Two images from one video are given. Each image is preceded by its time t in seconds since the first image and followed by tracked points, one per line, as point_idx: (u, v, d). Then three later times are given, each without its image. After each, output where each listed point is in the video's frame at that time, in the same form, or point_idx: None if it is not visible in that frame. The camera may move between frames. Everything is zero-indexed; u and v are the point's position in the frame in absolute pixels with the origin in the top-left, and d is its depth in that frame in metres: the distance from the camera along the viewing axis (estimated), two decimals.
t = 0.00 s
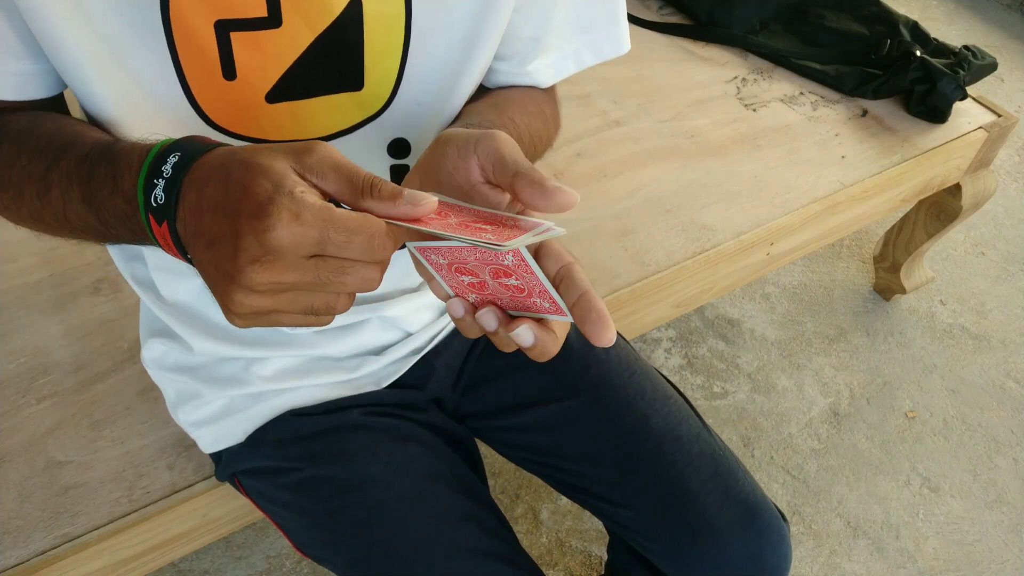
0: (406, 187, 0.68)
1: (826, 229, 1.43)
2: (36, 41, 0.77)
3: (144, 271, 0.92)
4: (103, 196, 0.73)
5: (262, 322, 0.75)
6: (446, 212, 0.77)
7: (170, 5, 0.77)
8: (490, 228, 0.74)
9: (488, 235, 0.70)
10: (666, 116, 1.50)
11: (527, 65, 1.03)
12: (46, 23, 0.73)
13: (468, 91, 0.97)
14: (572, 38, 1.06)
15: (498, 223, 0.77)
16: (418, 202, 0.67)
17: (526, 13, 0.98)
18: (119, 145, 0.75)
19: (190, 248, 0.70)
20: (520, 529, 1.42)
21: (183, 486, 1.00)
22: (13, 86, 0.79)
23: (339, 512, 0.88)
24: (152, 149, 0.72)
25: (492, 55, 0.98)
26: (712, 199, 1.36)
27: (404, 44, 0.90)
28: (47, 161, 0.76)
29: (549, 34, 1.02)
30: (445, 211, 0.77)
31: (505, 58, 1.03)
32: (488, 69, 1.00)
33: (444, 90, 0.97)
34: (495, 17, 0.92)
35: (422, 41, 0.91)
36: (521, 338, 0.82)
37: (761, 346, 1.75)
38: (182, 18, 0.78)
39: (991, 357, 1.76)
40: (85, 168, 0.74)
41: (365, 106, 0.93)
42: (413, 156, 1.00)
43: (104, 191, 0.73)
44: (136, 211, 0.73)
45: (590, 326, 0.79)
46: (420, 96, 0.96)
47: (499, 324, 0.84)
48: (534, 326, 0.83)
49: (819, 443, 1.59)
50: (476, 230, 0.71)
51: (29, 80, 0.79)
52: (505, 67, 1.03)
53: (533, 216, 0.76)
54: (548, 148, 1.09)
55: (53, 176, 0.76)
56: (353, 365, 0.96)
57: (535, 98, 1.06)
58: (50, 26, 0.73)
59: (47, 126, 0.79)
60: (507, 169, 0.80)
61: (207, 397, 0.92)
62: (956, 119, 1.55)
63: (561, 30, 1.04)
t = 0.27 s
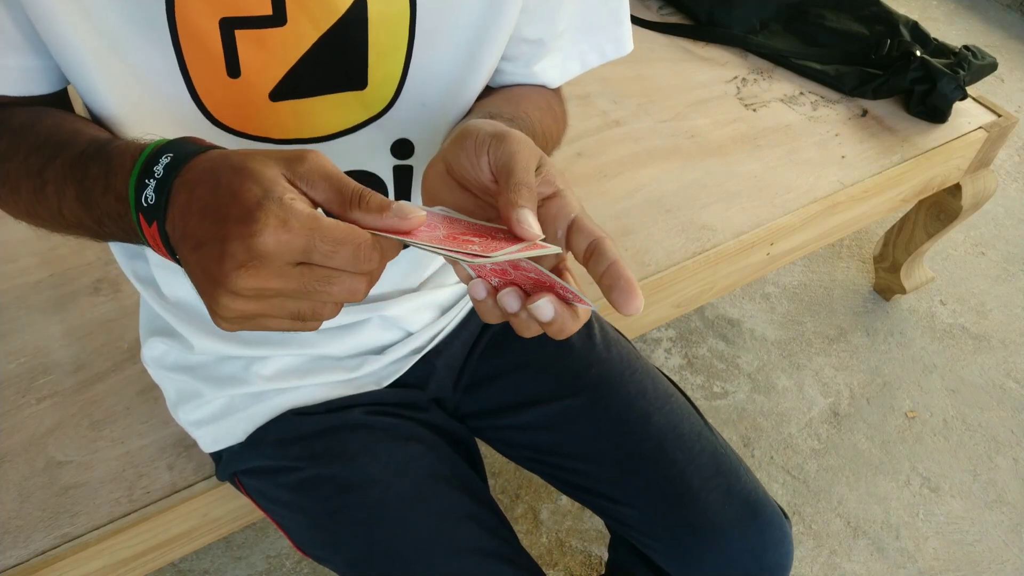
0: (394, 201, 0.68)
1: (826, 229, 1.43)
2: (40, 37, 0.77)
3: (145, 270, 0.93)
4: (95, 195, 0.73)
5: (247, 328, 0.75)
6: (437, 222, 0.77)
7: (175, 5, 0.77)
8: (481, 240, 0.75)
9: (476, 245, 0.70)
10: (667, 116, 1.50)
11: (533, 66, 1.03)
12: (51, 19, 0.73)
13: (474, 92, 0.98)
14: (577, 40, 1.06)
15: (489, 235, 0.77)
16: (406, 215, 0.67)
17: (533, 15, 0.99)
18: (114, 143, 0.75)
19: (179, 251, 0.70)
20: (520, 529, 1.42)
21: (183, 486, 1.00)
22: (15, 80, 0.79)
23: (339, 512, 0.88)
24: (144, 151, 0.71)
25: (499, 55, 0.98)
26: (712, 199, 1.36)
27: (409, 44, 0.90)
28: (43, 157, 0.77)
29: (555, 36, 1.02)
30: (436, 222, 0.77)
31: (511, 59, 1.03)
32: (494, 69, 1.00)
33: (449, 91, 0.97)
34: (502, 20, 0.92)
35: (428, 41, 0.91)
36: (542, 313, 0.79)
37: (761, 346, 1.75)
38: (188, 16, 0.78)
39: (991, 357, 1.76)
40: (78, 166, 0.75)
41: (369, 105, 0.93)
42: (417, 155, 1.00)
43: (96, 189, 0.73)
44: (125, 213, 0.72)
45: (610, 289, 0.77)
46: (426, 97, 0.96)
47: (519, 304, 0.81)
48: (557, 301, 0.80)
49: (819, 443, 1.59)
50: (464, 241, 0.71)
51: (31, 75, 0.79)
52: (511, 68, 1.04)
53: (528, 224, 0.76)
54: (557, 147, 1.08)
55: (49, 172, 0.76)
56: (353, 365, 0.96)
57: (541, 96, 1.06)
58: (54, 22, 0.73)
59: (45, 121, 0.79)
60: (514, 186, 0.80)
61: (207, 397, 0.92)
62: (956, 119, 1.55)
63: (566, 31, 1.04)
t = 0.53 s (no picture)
0: (382, 212, 0.67)
1: (826, 229, 1.43)
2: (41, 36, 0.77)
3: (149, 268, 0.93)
4: (88, 195, 0.73)
5: (233, 333, 0.75)
6: (424, 232, 0.76)
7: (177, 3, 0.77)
8: (469, 247, 0.73)
9: (463, 253, 0.69)
10: (667, 116, 1.50)
11: (536, 65, 1.03)
12: (53, 15, 0.73)
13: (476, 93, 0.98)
14: (578, 41, 1.06)
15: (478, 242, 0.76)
16: (392, 231, 0.66)
17: (535, 15, 0.99)
18: (108, 143, 0.75)
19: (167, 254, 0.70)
20: (520, 529, 1.42)
21: (183, 487, 1.00)
22: (15, 78, 0.79)
23: (339, 512, 0.88)
24: (139, 151, 0.72)
25: (501, 55, 0.98)
26: (712, 199, 1.36)
27: (412, 43, 0.90)
28: (37, 155, 0.76)
29: (557, 37, 1.02)
30: (423, 231, 0.77)
31: (514, 59, 1.03)
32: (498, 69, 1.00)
33: (452, 90, 0.97)
34: (505, 20, 0.93)
35: (431, 40, 0.91)
36: (541, 295, 0.79)
37: (761, 346, 1.75)
38: (190, 15, 0.78)
39: (991, 357, 1.76)
40: (72, 165, 0.74)
41: (371, 106, 0.92)
42: (419, 156, 0.99)
43: (88, 189, 0.73)
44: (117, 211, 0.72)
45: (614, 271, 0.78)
46: (428, 96, 0.96)
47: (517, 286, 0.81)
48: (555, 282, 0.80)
49: (819, 443, 1.59)
50: (449, 250, 0.70)
51: (31, 73, 0.80)
52: (514, 68, 1.03)
53: (512, 228, 0.74)
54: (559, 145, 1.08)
55: (43, 170, 0.76)
56: (353, 365, 0.96)
57: (547, 95, 1.05)
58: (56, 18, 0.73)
59: (44, 117, 0.80)
60: (512, 178, 0.80)
61: (207, 397, 0.92)
62: (956, 119, 1.55)
63: (569, 33, 1.05)
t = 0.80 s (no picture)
0: (362, 230, 0.67)
1: (826, 229, 1.43)
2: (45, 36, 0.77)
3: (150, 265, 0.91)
4: (84, 200, 0.74)
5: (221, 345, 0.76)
6: (405, 246, 0.80)
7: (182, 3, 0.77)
8: (444, 259, 0.76)
9: (431, 270, 0.72)
10: (667, 116, 1.50)
11: (540, 65, 1.03)
12: (57, 15, 0.73)
13: (480, 94, 0.98)
14: (582, 41, 1.06)
15: (456, 249, 0.79)
16: (373, 248, 0.66)
17: (539, 15, 0.99)
18: (106, 147, 0.75)
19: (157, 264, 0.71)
20: (520, 529, 1.42)
21: (183, 487, 1.00)
22: (17, 76, 0.79)
23: (339, 512, 0.88)
24: (135, 155, 0.72)
25: (504, 56, 0.98)
26: (712, 199, 1.36)
27: (416, 44, 0.90)
28: (37, 156, 0.77)
29: (561, 38, 1.02)
30: (404, 245, 0.80)
31: (518, 58, 1.03)
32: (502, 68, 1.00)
33: (457, 91, 0.97)
34: (509, 21, 0.93)
35: (436, 41, 0.91)
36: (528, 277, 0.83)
37: (761, 346, 1.75)
38: (194, 15, 0.78)
39: (990, 357, 1.76)
40: (69, 169, 0.75)
41: (374, 106, 0.92)
42: (422, 157, 0.98)
43: (83, 194, 0.73)
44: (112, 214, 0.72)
45: (613, 262, 0.77)
46: (432, 97, 0.96)
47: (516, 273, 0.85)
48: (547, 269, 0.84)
49: (819, 443, 1.59)
50: (418, 266, 0.72)
51: (33, 71, 0.80)
52: (518, 67, 1.03)
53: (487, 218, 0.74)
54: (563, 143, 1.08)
55: (42, 172, 0.76)
56: (353, 364, 0.96)
57: (552, 93, 1.05)
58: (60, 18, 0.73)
59: (46, 116, 0.80)
60: (507, 167, 0.81)
61: (207, 396, 0.92)
62: (956, 119, 1.55)
63: (573, 32, 1.05)
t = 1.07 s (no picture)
0: (342, 254, 0.66)
1: (826, 229, 1.43)
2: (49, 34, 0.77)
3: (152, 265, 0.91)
4: (89, 215, 0.76)
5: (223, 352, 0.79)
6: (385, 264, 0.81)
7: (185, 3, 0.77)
8: (422, 282, 0.78)
9: (404, 294, 0.73)
10: (667, 117, 1.50)
11: (542, 63, 1.03)
12: (64, 14, 0.73)
13: (483, 92, 0.98)
14: (583, 39, 1.07)
15: (435, 270, 0.80)
16: (350, 270, 0.65)
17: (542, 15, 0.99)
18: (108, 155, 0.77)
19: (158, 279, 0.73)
20: (520, 529, 1.42)
21: (183, 487, 1.00)
22: (19, 74, 0.79)
23: (339, 512, 0.88)
24: (134, 168, 0.74)
25: (506, 54, 0.97)
26: (712, 199, 1.36)
27: (419, 43, 0.90)
28: (41, 162, 0.78)
29: (563, 35, 1.02)
30: (385, 263, 0.81)
31: (520, 56, 1.03)
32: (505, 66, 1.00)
33: (461, 91, 0.97)
34: (511, 20, 0.92)
35: (438, 41, 0.91)
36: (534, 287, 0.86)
37: (761, 346, 1.75)
38: (198, 15, 0.78)
39: (991, 357, 1.76)
40: (71, 179, 0.76)
41: (377, 106, 0.92)
42: (424, 157, 0.99)
43: (88, 209, 0.76)
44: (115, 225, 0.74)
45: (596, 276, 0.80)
46: (435, 97, 0.95)
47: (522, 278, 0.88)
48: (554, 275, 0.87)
49: (819, 443, 1.59)
50: (394, 291, 0.74)
51: (36, 69, 0.80)
52: (520, 65, 1.03)
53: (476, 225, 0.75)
54: (564, 142, 1.09)
55: (44, 180, 0.78)
56: (353, 364, 0.96)
57: (555, 92, 1.06)
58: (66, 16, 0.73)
59: (53, 119, 0.80)
60: (503, 168, 0.81)
61: (208, 395, 0.92)
62: (956, 119, 1.55)
63: (575, 31, 1.05)
